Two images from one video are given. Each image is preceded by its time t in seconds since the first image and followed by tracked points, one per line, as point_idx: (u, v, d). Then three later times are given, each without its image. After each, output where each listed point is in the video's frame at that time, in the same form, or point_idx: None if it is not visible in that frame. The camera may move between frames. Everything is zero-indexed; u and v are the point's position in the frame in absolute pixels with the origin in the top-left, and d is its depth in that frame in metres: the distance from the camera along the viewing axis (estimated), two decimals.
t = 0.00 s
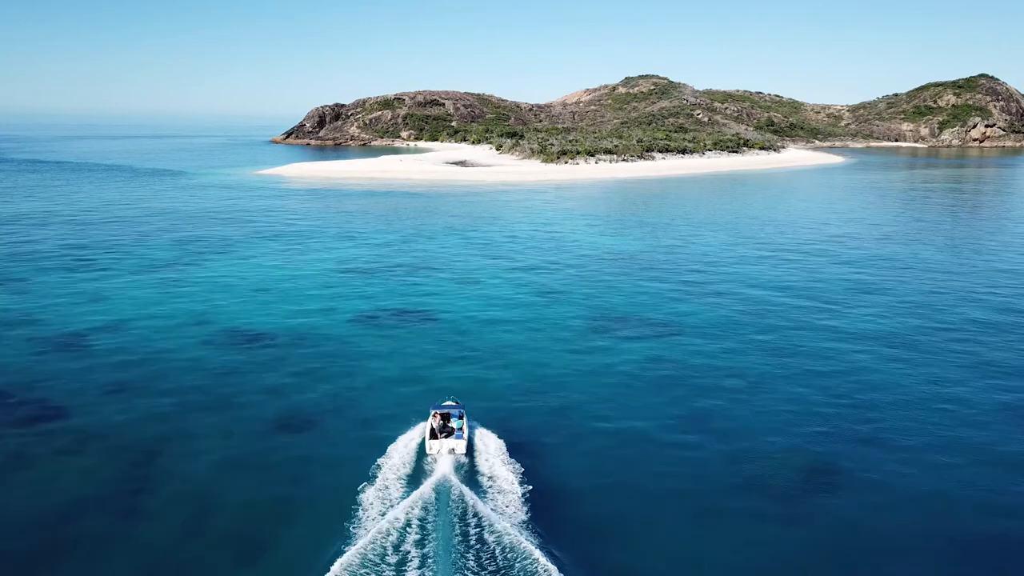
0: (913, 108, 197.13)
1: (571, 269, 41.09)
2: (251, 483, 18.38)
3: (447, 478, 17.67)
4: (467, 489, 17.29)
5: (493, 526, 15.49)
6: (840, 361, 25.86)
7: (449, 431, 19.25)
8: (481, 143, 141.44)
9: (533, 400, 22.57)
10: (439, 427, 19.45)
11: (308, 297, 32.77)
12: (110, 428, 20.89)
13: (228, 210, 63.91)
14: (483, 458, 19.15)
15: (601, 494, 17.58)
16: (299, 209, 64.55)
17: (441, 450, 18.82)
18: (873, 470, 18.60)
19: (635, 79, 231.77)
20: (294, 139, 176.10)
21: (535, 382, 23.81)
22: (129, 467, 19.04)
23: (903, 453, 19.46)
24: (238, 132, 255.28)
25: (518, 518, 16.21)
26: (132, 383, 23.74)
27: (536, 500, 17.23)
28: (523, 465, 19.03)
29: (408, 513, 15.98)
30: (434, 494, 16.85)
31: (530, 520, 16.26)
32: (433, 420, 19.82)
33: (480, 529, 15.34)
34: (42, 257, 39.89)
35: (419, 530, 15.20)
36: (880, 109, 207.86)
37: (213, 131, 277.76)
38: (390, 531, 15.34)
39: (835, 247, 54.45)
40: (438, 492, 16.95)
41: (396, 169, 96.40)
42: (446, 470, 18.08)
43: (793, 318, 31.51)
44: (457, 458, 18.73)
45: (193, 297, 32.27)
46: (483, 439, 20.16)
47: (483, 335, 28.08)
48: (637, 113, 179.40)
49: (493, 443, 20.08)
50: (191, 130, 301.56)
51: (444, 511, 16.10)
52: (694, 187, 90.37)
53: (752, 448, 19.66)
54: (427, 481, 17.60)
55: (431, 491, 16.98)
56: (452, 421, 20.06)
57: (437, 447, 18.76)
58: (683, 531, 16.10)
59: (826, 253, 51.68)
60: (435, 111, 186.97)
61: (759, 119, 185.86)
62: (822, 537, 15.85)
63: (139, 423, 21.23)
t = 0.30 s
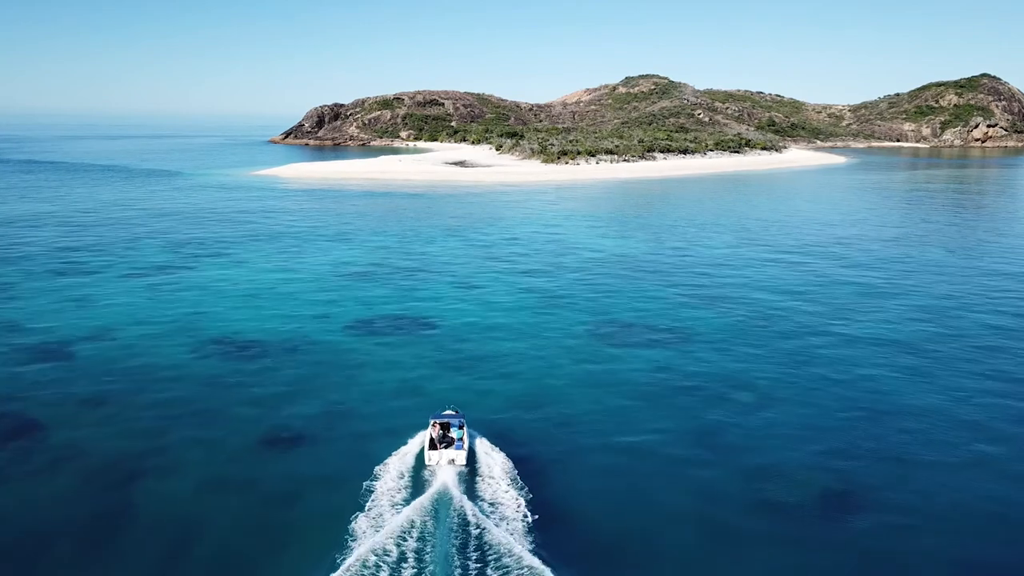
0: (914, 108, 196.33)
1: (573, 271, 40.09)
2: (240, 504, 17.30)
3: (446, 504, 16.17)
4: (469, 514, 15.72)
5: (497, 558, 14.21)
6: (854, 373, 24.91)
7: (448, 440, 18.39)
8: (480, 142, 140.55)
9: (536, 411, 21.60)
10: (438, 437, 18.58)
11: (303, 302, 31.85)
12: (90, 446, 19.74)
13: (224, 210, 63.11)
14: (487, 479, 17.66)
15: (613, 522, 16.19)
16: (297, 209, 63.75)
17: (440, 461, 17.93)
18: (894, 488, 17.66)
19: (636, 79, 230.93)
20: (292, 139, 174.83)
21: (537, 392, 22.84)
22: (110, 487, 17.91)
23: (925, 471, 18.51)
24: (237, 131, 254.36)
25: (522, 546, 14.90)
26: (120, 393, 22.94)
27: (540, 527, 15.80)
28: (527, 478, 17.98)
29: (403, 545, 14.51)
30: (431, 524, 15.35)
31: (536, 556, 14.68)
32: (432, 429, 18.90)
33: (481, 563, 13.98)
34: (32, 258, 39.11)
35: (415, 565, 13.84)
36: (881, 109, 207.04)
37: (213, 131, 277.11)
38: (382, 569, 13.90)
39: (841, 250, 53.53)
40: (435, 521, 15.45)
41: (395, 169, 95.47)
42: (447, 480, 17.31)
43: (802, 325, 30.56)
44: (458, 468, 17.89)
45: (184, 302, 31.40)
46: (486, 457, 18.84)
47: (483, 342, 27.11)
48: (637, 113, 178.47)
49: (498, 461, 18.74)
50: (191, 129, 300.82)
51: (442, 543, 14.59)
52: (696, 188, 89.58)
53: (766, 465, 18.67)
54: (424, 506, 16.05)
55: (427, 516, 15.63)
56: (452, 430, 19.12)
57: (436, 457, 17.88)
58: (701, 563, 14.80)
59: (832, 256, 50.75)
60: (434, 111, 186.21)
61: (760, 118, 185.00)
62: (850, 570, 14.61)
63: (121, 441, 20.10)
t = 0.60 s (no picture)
0: (916, 108, 195.37)
1: (576, 275, 38.95)
2: (224, 534, 14.74)
3: (446, 534, 14.39)
4: (470, 547, 13.95)
5: None
6: (872, 386, 23.80)
7: (447, 452, 17.13)
8: (480, 143, 139.70)
9: (539, 423, 20.49)
10: (437, 448, 17.34)
11: (296, 301, 30.60)
12: (52, 462, 16.98)
13: (220, 211, 62.17)
14: (490, 502, 16.09)
15: (633, 563, 14.60)
16: (294, 210, 62.84)
17: (440, 474, 16.62)
18: (919, 512, 16.61)
19: (636, 79, 230.00)
20: (291, 139, 173.79)
21: (541, 404, 21.71)
22: (73, 512, 15.24)
23: (952, 492, 17.45)
24: (236, 132, 253.46)
25: None
26: (101, 378, 21.47)
27: (559, 569, 14.13)
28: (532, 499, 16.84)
29: None
30: (428, 557, 13.58)
31: None
32: (432, 440, 17.62)
33: None
34: (20, 259, 38.13)
35: None
36: (883, 109, 206.21)
37: (212, 130, 276.09)
38: None
39: (849, 252, 52.41)
40: (435, 554, 13.67)
41: (394, 170, 94.42)
42: (448, 492, 16.04)
43: (815, 334, 29.44)
44: (459, 481, 16.61)
45: (173, 297, 30.08)
46: (491, 483, 17.17)
47: (483, 349, 25.94)
48: (637, 113, 177.41)
49: (504, 487, 17.07)
50: (190, 129, 299.87)
51: None
52: (699, 188, 88.75)
53: (785, 487, 17.63)
54: (421, 537, 14.26)
55: (423, 546, 13.97)
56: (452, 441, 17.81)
57: (435, 469, 16.58)
58: None
59: (839, 258, 49.74)
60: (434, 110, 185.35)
61: (761, 118, 184.14)
62: None
63: (89, 457, 17.34)
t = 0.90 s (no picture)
0: (918, 108, 194.39)
1: (579, 274, 37.86)
2: (209, 558, 13.81)
3: (445, 569, 13.07)
4: None
5: None
6: (889, 397, 22.87)
7: (447, 463, 16.30)
8: (480, 143, 138.85)
9: (539, 434, 19.77)
10: (437, 460, 16.49)
11: (290, 300, 29.56)
12: (29, 482, 16.07)
13: (216, 211, 61.36)
14: (492, 526, 14.97)
15: None
16: (292, 210, 62.04)
17: (440, 487, 15.79)
18: (937, 530, 15.86)
19: (637, 78, 228.99)
20: (291, 139, 172.88)
21: (544, 418, 20.71)
22: (58, 528, 14.54)
23: (970, 509, 16.72)
24: (236, 131, 252.69)
25: None
26: (85, 392, 20.50)
27: None
28: (534, 520, 15.78)
29: None
30: None
31: None
32: (431, 452, 16.76)
33: None
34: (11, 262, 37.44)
35: None
36: (885, 109, 205.20)
37: (210, 130, 275.05)
38: None
39: (856, 253, 51.40)
40: None
41: (393, 171, 93.50)
42: (449, 508, 15.18)
43: (827, 340, 28.44)
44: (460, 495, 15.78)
45: (163, 303, 29.12)
46: (495, 509, 15.77)
47: (482, 350, 25.21)
48: (638, 112, 176.49)
49: (510, 516, 15.61)
50: (189, 129, 298.89)
51: None
52: (701, 189, 87.91)
53: (802, 506, 16.75)
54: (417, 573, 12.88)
55: None
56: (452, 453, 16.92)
57: (435, 483, 15.79)
58: None
59: (844, 258, 48.95)
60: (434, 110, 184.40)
61: (763, 118, 183.30)
62: None
63: (71, 474, 16.50)
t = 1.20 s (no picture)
0: (920, 108, 193.57)
1: (582, 277, 36.72)
2: None
3: None
4: None
5: None
6: (914, 402, 21.64)
7: (446, 477, 15.32)
8: (480, 142, 138.04)
9: (541, 438, 18.83)
10: (436, 474, 15.55)
11: (283, 302, 28.36)
12: None
13: (212, 212, 60.55)
14: (494, 553, 13.68)
15: None
16: (289, 211, 61.23)
17: (440, 503, 14.87)
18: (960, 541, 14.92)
19: (637, 78, 228.20)
20: (290, 139, 171.90)
21: (552, 429, 19.34)
22: (26, 558, 13.42)
23: (995, 518, 15.79)
24: (235, 132, 251.62)
25: None
26: (65, 398, 19.57)
27: None
28: (540, 544, 14.33)
29: None
30: None
31: None
32: (430, 465, 15.76)
33: None
34: None
35: None
36: (886, 109, 204.32)
37: (210, 130, 274.25)
38: None
39: (864, 255, 50.31)
40: None
41: (392, 171, 92.42)
42: (449, 530, 14.22)
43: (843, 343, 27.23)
44: (460, 513, 14.84)
45: (151, 300, 27.89)
46: (499, 540, 14.26)
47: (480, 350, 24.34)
48: (638, 113, 175.48)
49: (515, 547, 14.06)
50: (188, 129, 298.15)
51: None
52: (703, 189, 87.08)
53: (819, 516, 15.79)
54: None
55: None
56: (452, 465, 15.90)
57: (434, 497, 14.86)
58: None
59: (850, 259, 48.14)
60: (433, 110, 183.62)
61: (764, 118, 182.52)
62: None
63: (48, 494, 15.46)
